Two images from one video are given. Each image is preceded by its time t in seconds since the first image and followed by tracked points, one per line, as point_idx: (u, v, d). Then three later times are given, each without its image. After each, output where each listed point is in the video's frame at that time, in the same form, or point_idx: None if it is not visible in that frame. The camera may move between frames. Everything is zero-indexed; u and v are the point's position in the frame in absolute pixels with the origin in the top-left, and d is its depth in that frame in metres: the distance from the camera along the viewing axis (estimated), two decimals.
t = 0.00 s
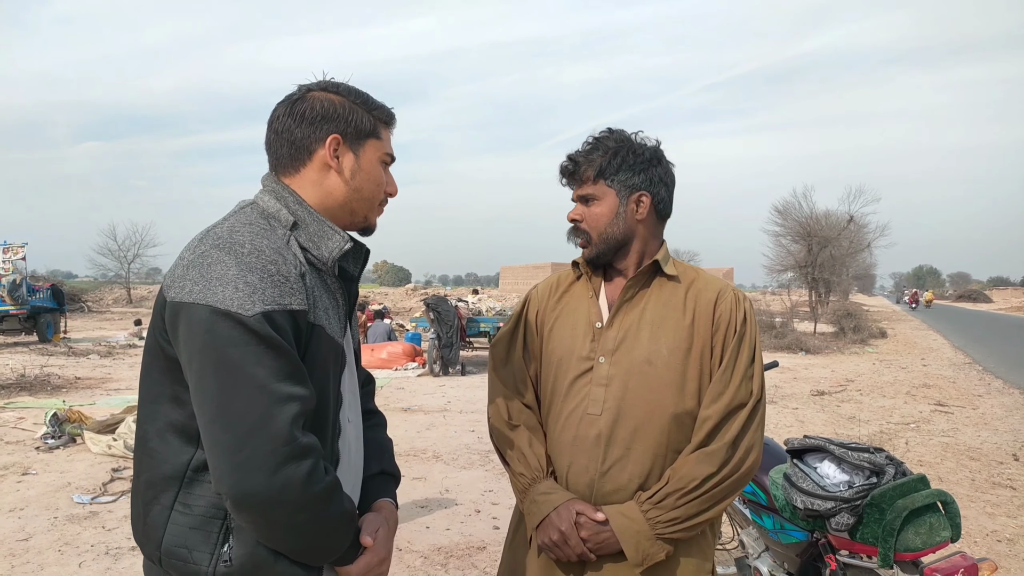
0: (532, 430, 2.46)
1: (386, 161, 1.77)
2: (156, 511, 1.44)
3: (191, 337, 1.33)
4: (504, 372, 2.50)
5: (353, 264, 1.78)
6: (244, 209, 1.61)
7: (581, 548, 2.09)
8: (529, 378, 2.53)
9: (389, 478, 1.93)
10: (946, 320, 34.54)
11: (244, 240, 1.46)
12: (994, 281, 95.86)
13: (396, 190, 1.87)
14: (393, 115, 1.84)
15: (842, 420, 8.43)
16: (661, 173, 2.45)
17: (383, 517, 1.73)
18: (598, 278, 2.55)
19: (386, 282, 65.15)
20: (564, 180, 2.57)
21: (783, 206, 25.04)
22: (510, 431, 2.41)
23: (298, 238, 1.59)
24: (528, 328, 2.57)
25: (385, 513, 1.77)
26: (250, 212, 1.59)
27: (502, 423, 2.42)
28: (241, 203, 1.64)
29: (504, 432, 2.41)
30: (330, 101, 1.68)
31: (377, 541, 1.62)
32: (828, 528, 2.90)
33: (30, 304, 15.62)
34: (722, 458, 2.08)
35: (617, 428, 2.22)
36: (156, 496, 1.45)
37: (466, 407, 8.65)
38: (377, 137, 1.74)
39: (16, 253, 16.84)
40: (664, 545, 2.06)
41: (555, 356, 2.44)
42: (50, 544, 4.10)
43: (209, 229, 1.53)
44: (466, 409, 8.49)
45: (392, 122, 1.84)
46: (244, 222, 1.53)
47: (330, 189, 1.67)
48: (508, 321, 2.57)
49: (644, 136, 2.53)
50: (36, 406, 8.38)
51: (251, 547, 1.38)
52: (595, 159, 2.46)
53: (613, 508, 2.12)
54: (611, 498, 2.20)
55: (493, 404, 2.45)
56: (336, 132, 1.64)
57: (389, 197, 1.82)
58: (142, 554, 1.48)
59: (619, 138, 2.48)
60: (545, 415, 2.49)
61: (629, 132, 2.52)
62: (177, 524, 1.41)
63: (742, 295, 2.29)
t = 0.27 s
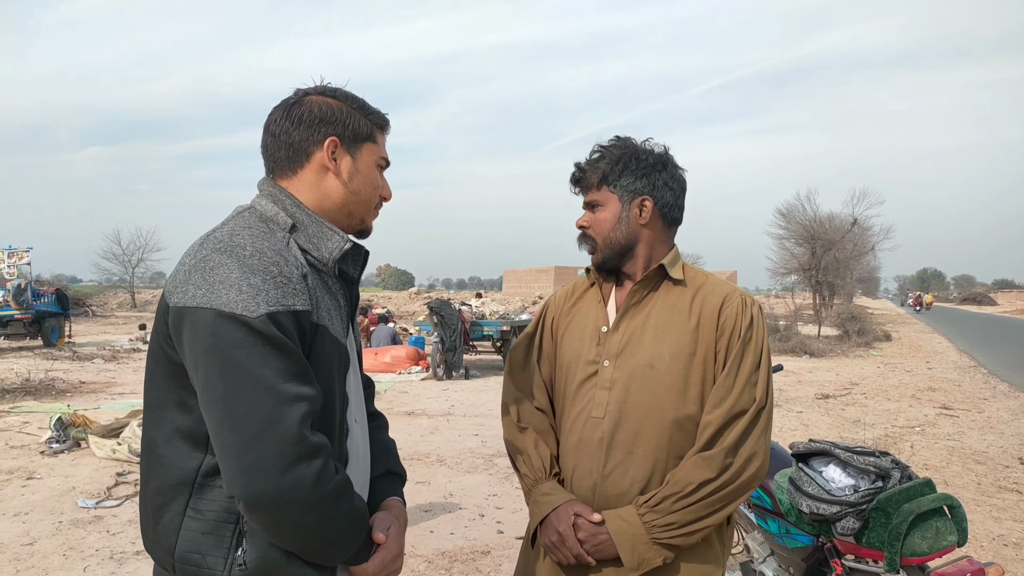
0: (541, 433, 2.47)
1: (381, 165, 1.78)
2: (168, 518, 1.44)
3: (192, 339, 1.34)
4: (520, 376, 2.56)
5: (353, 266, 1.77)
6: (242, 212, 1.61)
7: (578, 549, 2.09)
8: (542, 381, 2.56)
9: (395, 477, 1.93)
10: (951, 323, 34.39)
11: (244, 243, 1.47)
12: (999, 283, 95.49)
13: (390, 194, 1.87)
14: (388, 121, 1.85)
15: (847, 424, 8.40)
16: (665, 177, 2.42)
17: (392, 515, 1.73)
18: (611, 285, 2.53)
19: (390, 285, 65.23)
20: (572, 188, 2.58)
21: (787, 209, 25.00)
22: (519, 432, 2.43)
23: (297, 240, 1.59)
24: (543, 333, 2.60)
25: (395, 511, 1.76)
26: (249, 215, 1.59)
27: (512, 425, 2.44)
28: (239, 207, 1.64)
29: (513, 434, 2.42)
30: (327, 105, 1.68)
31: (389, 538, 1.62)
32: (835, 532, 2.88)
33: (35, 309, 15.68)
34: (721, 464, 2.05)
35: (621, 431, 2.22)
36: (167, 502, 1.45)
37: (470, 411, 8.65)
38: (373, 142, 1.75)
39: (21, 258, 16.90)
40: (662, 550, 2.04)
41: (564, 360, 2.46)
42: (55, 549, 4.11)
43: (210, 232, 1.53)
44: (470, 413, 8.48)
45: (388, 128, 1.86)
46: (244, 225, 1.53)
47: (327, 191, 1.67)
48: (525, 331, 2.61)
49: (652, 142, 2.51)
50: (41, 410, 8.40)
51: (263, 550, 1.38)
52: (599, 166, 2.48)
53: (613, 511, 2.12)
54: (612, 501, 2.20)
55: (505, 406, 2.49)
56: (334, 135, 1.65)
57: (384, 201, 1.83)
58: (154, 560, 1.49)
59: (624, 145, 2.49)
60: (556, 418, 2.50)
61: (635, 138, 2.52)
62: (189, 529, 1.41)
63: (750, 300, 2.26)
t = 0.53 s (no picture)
0: (563, 433, 2.50)
1: (371, 164, 1.78)
2: (188, 525, 1.44)
3: (202, 342, 1.35)
4: (546, 377, 2.60)
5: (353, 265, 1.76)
6: (238, 214, 1.60)
7: (587, 547, 2.12)
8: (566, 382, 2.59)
9: (399, 468, 1.92)
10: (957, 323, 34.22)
11: (248, 245, 1.47)
12: (1006, 283, 95.00)
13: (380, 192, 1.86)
14: (376, 118, 1.84)
15: (853, 425, 8.37)
16: (672, 178, 2.38)
17: (405, 506, 1.73)
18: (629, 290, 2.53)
19: (394, 286, 65.30)
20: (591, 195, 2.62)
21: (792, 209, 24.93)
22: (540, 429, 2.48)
23: (295, 240, 1.59)
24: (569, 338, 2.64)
25: (405, 503, 1.77)
26: (245, 217, 1.58)
27: (533, 423, 2.49)
28: (233, 209, 1.63)
29: (535, 432, 2.48)
30: (318, 104, 1.67)
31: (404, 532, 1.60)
32: (840, 534, 2.87)
33: (41, 309, 15.75)
34: (725, 467, 2.03)
35: (631, 432, 2.22)
36: (186, 511, 1.44)
37: (474, 411, 8.64)
38: (363, 140, 1.75)
39: (27, 258, 16.97)
40: (667, 552, 2.03)
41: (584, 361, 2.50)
42: (61, 548, 4.12)
43: (214, 234, 1.54)
44: (474, 414, 8.48)
45: (375, 125, 1.85)
46: (246, 227, 1.53)
47: (320, 190, 1.67)
48: (555, 335, 2.66)
49: (666, 144, 2.49)
50: (47, 410, 8.44)
51: (290, 550, 1.40)
52: (609, 171, 2.50)
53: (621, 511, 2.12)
54: (623, 500, 2.21)
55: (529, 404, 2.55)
56: (326, 134, 1.64)
57: (374, 200, 1.82)
58: (174, 569, 1.48)
59: (634, 150, 2.49)
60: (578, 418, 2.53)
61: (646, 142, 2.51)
62: (213, 535, 1.41)
63: (761, 300, 2.22)
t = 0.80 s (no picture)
0: (573, 429, 2.51)
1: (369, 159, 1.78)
2: (198, 525, 1.43)
3: (212, 338, 1.35)
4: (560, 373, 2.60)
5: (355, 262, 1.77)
6: (242, 210, 1.60)
7: (591, 541, 2.14)
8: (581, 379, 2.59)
9: (393, 465, 1.92)
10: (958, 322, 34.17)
11: (256, 241, 1.47)
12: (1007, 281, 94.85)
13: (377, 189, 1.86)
14: (372, 114, 1.84)
15: (854, 423, 8.36)
16: (683, 176, 2.37)
17: (406, 502, 1.74)
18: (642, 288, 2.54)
19: (395, 284, 65.33)
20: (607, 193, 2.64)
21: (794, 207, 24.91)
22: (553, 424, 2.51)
23: (301, 237, 1.59)
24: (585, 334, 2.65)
25: (404, 499, 1.77)
26: (250, 213, 1.58)
27: (546, 417, 2.52)
28: (237, 205, 1.62)
29: (547, 426, 2.51)
30: (315, 99, 1.67)
31: (408, 529, 1.61)
32: (841, 532, 2.86)
33: (43, 307, 15.78)
34: (728, 466, 2.01)
35: (638, 429, 2.22)
36: (196, 511, 1.44)
37: (475, 410, 8.65)
38: (361, 135, 1.74)
39: (29, 257, 16.97)
40: (669, 549, 2.03)
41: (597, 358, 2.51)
42: (63, 546, 4.13)
43: (223, 230, 1.54)
44: (475, 412, 8.49)
45: (372, 121, 1.85)
46: (254, 224, 1.53)
47: (320, 186, 1.66)
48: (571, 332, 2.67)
49: (681, 142, 2.48)
50: (49, 408, 8.46)
51: (301, 548, 1.40)
52: (623, 170, 2.51)
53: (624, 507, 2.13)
54: (628, 497, 2.21)
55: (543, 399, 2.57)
56: (324, 130, 1.64)
57: (370, 195, 1.82)
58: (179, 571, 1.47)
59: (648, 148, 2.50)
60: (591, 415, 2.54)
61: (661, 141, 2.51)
62: (224, 535, 1.41)
63: (770, 299, 2.19)
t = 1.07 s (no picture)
0: (575, 430, 2.51)
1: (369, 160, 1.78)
2: (197, 528, 1.43)
3: (213, 341, 1.35)
4: (563, 374, 2.59)
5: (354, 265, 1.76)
6: (241, 211, 1.60)
7: (592, 543, 2.14)
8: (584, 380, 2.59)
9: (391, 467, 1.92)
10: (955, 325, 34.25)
11: (255, 243, 1.46)
12: (1004, 285, 95.06)
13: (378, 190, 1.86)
14: (375, 114, 1.83)
15: (851, 426, 8.37)
16: (691, 180, 2.37)
17: (402, 505, 1.75)
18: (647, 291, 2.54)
19: (393, 286, 65.31)
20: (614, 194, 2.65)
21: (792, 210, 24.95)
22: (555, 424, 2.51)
23: (302, 240, 1.59)
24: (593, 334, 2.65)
25: (402, 502, 1.77)
26: (250, 214, 1.58)
27: (549, 417, 2.52)
28: (235, 207, 1.62)
29: (549, 426, 2.51)
30: (315, 100, 1.66)
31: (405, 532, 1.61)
32: (838, 535, 2.87)
33: (40, 307, 15.75)
34: (730, 471, 2.01)
35: (639, 431, 2.22)
36: (195, 514, 1.43)
37: (473, 411, 8.64)
38: (360, 136, 1.74)
39: (26, 256, 16.91)
40: (669, 552, 2.03)
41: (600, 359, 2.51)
42: (59, 547, 4.12)
43: (221, 232, 1.54)
44: (473, 414, 8.48)
45: (374, 121, 1.84)
46: (256, 226, 1.53)
47: (319, 187, 1.66)
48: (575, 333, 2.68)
49: (690, 146, 2.48)
50: (45, 409, 8.43)
51: (299, 552, 1.40)
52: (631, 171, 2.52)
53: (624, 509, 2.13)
54: (628, 499, 2.21)
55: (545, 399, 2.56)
56: (323, 131, 1.64)
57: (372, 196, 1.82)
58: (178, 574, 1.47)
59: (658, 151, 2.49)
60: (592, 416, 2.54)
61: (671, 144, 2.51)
62: (222, 538, 1.41)
63: (774, 305, 2.20)
